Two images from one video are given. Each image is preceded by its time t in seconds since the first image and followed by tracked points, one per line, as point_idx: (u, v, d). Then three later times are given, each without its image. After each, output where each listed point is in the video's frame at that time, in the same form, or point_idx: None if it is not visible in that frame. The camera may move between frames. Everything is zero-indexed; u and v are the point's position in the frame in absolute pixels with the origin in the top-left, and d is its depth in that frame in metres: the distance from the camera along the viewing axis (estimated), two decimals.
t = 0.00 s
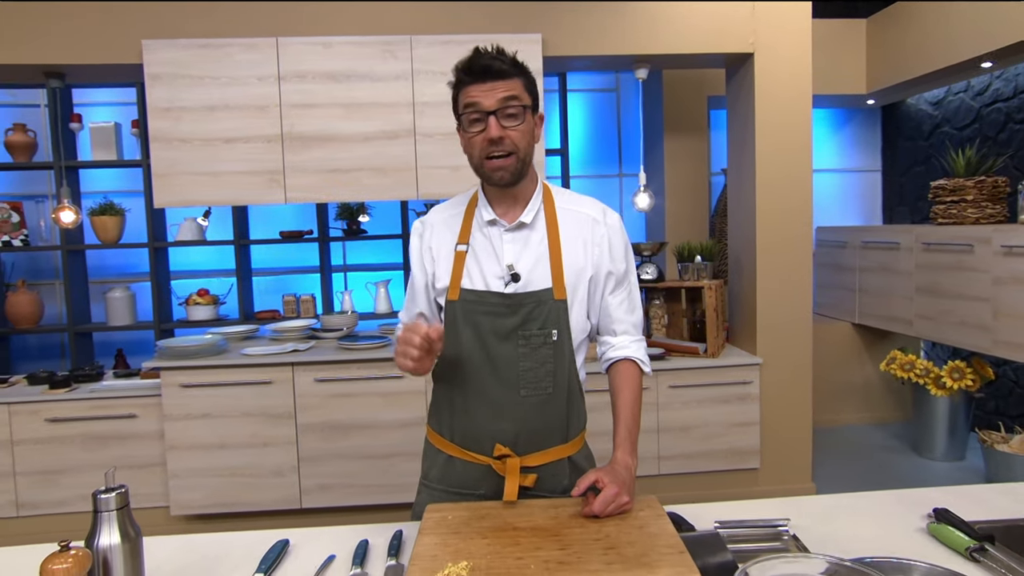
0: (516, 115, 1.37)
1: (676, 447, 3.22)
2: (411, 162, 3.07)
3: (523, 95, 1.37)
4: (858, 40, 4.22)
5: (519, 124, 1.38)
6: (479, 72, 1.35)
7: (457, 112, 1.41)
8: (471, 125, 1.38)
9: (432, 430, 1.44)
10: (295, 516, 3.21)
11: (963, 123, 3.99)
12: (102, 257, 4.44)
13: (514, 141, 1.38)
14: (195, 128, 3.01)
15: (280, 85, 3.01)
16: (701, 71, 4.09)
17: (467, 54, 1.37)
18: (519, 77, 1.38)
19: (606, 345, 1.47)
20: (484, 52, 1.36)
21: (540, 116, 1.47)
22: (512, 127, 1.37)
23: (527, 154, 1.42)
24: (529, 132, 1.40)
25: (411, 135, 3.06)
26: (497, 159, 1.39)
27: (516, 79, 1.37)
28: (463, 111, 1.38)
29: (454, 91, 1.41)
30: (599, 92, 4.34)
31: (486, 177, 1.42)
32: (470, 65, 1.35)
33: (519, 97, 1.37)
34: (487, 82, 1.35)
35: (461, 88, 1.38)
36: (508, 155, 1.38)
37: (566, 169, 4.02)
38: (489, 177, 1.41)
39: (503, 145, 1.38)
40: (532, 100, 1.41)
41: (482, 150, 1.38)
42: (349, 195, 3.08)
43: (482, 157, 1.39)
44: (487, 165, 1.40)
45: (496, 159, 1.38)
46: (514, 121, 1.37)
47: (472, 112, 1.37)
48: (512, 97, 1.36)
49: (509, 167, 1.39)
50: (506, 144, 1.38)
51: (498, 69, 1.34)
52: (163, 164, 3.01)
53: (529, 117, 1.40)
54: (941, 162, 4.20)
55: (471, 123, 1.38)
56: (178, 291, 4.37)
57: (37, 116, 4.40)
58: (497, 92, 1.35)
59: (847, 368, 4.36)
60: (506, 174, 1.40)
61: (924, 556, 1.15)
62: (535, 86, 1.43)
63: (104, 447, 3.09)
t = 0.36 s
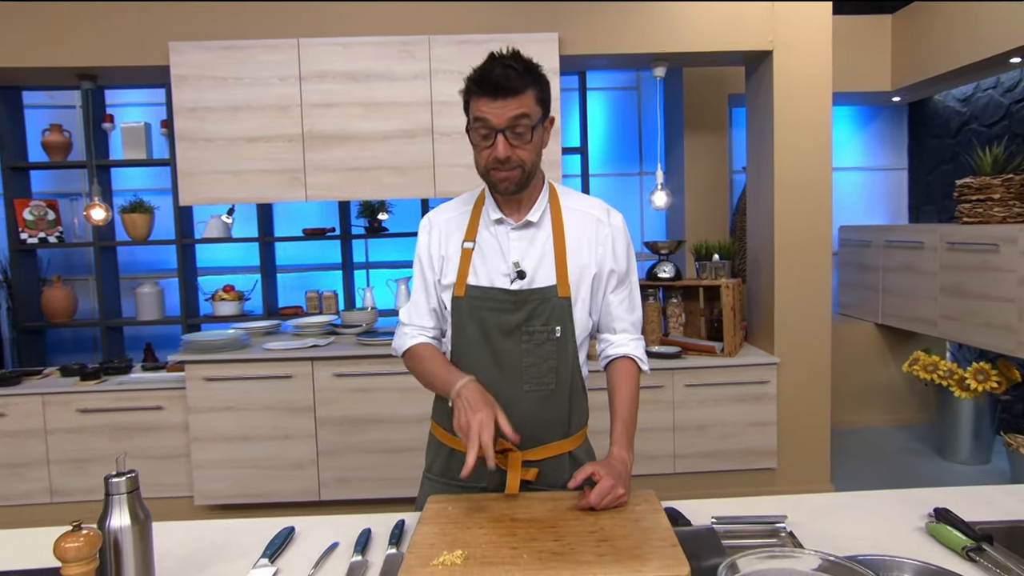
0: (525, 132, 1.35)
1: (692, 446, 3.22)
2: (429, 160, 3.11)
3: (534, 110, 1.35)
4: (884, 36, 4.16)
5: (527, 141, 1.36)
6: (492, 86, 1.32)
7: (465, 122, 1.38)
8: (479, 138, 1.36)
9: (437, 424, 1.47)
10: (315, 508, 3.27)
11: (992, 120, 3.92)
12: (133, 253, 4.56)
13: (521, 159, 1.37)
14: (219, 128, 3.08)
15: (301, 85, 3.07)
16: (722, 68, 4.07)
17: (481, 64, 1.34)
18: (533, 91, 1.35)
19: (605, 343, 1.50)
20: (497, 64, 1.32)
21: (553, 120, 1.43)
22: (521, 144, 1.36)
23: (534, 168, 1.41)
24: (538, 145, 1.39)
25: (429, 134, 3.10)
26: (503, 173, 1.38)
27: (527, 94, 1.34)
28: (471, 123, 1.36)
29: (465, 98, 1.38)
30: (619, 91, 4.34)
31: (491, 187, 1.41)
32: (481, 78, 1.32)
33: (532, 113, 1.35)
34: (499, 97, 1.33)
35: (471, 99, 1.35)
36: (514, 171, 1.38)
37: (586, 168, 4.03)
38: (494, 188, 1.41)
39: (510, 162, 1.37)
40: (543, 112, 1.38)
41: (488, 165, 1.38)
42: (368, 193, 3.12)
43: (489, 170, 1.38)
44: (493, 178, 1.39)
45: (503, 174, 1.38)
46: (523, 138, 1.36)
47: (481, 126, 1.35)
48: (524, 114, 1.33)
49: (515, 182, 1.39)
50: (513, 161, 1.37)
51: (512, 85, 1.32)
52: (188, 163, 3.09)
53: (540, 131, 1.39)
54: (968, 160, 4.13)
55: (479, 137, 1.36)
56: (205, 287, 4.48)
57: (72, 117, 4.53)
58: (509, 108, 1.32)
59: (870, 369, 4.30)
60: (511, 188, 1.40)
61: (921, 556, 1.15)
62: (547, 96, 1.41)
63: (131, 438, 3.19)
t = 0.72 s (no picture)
0: (545, 124, 1.36)
1: (710, 444, 3.21)
2: (448, 157, 3.15)
3: (553, 103, 1.36)
4: (913, 30, 4.09)
5: (547, 135, 1.37)
6: (511, 80, 1.33)
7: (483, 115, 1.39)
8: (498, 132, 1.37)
9: (444, 417, 1.50)
10: (335, 498, 3.34)
11: None
12: (164, 248, 4.68)
13: (541, 153, 1.38)
14: (245, 125, 3.15)
15: (324, 83, 3.13)
16: (745, 65, 4.03)
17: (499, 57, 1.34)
18: (551, 83, 1.37)
19: (614, 342, 1.50)
20: (513, 58, 1.34)
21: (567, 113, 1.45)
22: (540, 139, 1.36)
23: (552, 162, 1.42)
24: (557, 137, 1.40)
25: (449, 131, 3.14)
26: (522, 167, 1.39)
27: (546, 87, 1.35)
28: (490, 117, 1.37)
29: (482, 92, 1.39)
30: (642, 87, 4.33)
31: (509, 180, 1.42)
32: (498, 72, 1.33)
33: (550, 108, 1.35)
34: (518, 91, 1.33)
35: (488, 94, 1.36)
36: (535, 163, 1.38)
37: (607, 164, 4.03)
38: (511, 182, 1.42)
39: (532, 155, 1.37)
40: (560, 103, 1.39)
41: (510, 159, 1.38)
42: (389, 189, 3.17)
43: (511, 164, 1.38)
44: (514, 172, 1.40)
45: (521, 168, 1.39)
46: (542, 133, 1.36)
47: (500, 120, 1.35)
48: (543, 109, 1.34)
49: (534, 175, 1.40)
50: (532, 156, 1.37)
51: (531, 79, 1.32)
52: (215, 160, 3.17)
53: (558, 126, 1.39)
54: (999, 157, 4.05)
55: (497, 131, 1.37)
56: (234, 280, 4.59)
57: (107, 114, 4.66)
58: (528, 102, 1.33)
59: (895, 370, 4.24)
60: (530, 182, 1.41)
61: (919, 553, 1.15)
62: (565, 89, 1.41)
63: (160, 426, 3.29)
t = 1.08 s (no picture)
0: (553, 106, 1.48)
1: (729, 443, 3.20)
2: (469, 155, 3.18)
3: (559, 89, 1.49)
4: (944, 25, 4.01)
5: (556, 115, 1.49)
6: (522, 64, 1.46)
7: (495, 101, 1.50)
8: (511, 113, 1.48)
9: (454, 413, 1.57)
10: (358, 491, 3.40)
11: None
12: (196, 244, 4.80)
13: (552, 131, 1.48)
14: (272, 124, 3.23)
15: (348, 83, 3.18)
16: (770, 62, 3.99)
17: (509, 47, 1.48)
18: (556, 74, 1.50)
19: (622, 338, 1.58)
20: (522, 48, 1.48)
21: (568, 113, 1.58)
22: (551, 118, 1.48)
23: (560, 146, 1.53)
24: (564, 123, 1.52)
25: (470, 130, 3.17)
26: (535, 146, 1.48)
27: (552, 74, 1.48)
28: (502, 101, 1.48)
29: (492, 82, 1.51)
30: (667, 85, 4.32)
31: (521, 164, 1.51)
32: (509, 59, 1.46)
33: (558, 91, 1.48)
34: (529, 74, 1.46)
35: (500, 81, 1.48)
36: (547, 141, 1.48)
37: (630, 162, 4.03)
38: (524, 164, 1.50)
39: (544, 134, 1.47)
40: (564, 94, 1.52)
41: (523, 138, 1.47)
42: (411, 187, 3.22)
43: (524, 144, 1.48)
44: (527, 152, 1.48)
45: (534, 146, 1.48)
46: (552, 113, 1.48)
47: (512, 101, 1.47)
48: (551, 91, 1.47)
49: (546, 154, 1.49)
50: (544, 135, 1.48)
51: (540, 63, 1.46)
52: (243, 158, 3.25)
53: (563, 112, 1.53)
54: None
55: (512, 112, 1.47)
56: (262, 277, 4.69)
57: (142, 114, 4.79)
58: (539, 84, 1.46)
59: (923, 371, 4.17)
60: (542, 162, 1.50)
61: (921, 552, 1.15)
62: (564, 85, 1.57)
63: (189, 417, 3.38)
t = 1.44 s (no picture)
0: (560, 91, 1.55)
1: (746, 443, 3.19)
2: (487, 155, 3.22)
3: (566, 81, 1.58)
4: (973, 22, 3.94)
5: (562, 99, 1.55)
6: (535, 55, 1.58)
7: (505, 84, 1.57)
8: (519, 90, 1.54)
9: (458, 409, 1.60)
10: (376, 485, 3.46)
11: None
12: (223, 243, 4.90)
13: (557, 111, 1.53)
14: (294, 125, 3.30)
15: (368, 84, 3.24)
16: (792, 61, 3.96)
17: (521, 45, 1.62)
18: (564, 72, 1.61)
19: (623, 335, 1.62)
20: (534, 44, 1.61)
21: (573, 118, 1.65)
22: (557, 99, 1.54)
23: (564, 132, 1.56)
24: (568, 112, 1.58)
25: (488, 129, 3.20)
26: (539, 119, 1.51)
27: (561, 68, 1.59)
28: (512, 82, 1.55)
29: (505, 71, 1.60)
30: (688, 84, 4.31)
31: (523, 137, 1.53)
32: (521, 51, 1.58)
33: (565, 81, 1.57)
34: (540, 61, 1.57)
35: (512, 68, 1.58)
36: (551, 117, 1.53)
37: (649, 162, 4.03)
38: (526, 136, 1.52)
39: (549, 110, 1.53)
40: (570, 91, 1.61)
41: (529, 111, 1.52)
42: (429, 187, 3.26)
43: (529, 117, 1.52)
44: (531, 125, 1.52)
45: (538, 118, 1.51)
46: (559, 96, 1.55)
47: (522, 80, 1.54)
48: (560, 78, 1.55)
49: (549, 128, 1.52)
50: (549, 111, 1.52)
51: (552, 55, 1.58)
52: (266, 158, 3.33)
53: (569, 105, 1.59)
54: None
55: (519, 89, 1.53)
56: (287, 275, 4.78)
57: (172, 116, 4.91)
58: (549, 69, 1.55)
59: (948, 374, 4.10)
60: (544, 136, 1.52)
61: (919, 550, 1.15)
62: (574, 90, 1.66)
63: (213, 411, 3.47)
